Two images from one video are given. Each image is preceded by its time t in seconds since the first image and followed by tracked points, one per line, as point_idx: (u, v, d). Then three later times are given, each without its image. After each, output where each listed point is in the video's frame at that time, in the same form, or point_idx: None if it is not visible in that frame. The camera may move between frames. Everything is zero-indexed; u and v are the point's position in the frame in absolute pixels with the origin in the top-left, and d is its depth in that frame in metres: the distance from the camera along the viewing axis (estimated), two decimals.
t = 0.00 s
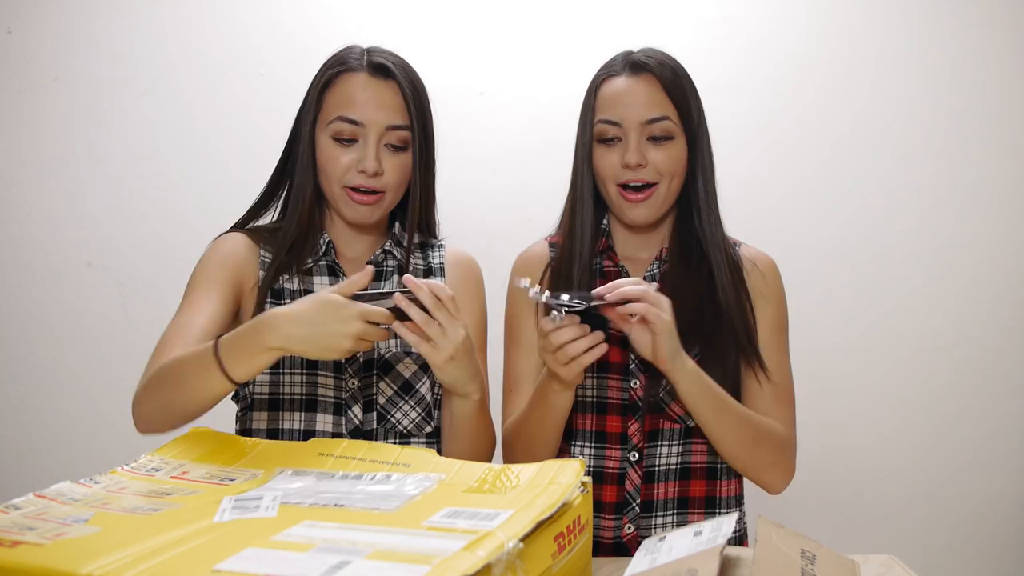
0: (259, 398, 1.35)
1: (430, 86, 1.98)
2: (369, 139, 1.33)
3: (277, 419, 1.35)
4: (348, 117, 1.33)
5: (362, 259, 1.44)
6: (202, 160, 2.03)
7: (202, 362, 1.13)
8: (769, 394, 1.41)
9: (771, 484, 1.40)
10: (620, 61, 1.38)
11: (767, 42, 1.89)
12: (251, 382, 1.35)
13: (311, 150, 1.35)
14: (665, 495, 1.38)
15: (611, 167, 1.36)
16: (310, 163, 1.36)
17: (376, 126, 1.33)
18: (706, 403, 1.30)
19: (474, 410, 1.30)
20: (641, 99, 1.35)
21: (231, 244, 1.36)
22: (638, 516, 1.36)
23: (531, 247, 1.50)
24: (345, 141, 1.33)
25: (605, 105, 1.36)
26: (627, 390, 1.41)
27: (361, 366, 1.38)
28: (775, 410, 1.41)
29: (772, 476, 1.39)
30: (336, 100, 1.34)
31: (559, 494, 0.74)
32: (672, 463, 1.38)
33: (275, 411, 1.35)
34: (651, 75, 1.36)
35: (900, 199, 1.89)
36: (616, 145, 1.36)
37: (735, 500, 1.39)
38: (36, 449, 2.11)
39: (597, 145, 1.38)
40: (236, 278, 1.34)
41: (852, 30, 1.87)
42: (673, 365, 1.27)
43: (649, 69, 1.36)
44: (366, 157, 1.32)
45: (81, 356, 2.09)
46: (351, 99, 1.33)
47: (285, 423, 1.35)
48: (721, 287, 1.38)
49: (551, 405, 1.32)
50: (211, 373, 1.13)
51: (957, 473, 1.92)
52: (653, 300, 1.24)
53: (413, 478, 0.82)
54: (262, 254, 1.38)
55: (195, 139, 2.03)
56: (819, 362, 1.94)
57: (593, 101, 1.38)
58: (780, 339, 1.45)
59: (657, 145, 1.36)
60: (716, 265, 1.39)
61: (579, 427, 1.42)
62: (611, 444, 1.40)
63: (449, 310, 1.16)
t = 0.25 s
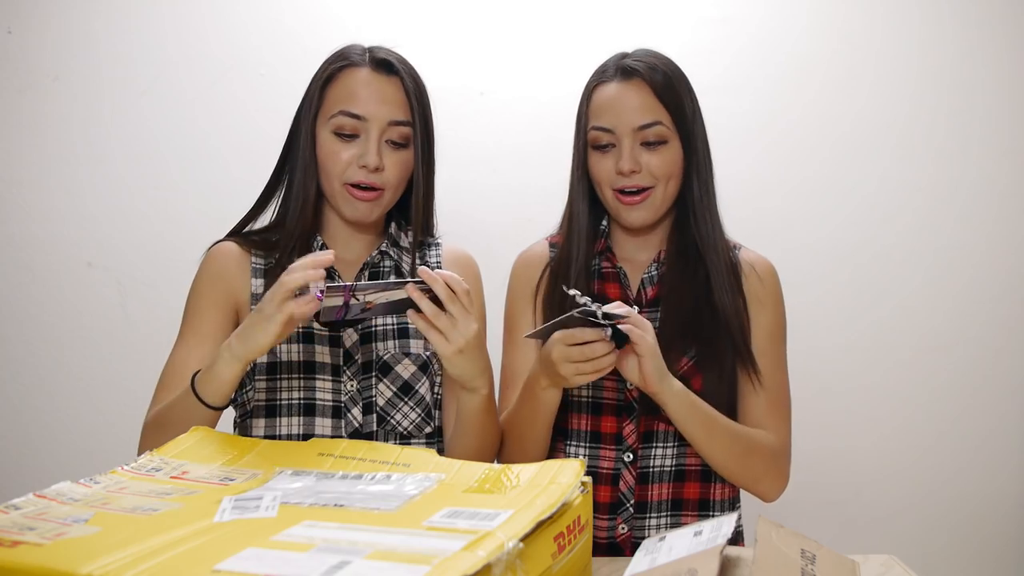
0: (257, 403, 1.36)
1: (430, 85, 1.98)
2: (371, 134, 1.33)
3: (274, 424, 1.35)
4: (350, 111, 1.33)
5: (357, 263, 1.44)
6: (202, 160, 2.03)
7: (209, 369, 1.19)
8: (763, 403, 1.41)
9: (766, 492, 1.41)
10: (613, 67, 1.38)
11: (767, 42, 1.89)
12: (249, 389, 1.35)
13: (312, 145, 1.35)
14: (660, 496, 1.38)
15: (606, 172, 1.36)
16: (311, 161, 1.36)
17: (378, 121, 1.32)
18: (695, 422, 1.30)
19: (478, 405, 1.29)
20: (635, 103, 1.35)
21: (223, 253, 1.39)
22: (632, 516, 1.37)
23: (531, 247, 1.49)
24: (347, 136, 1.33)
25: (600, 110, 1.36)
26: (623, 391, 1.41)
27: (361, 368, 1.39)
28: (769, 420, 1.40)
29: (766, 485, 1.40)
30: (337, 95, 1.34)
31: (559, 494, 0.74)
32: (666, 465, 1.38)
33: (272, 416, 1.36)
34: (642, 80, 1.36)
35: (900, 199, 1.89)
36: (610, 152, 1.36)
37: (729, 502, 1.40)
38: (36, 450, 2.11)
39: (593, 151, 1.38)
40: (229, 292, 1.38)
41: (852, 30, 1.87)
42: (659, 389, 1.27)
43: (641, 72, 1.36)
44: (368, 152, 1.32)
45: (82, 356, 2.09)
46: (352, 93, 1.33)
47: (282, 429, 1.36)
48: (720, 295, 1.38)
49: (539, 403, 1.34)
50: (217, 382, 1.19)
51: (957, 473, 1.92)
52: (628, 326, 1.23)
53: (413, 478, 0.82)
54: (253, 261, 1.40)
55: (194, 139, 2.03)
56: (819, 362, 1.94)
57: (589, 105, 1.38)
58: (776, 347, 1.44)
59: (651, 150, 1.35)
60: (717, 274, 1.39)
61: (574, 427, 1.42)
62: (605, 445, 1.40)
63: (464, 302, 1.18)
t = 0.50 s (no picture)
0: (255, 404, 1.36)
1: (430, 85, 1.98)
2: (365, 133, 1.32)
3: (270, 425, 1.36)
4: (345, 111, 1.33)
5: (355, 262, 1.44)
6: (202, 160, 2.03)
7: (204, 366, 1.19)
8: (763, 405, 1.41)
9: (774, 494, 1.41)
10: (608, 71, 1.37)
11: (767, 42, 1.89)
12: (247, 389, 1.36)
13: (308, 145, 1.35)
14: (658, 497, 1.38)
15: (603, 174, 1.36)
16: (307, 161, 1.36)
17: (373, 120, 1.32)
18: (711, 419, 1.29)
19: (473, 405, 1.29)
20: (631, 107, 1.35)
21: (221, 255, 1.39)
22: (630, 517, 1.38)
23: (532, 246, 1.50)
24: (341, 135, 1.33)
25: (596, 114, 1.36)
26: (622, 391, 1.41)
27: (357, 368, 1.39)
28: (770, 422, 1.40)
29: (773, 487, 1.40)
30: (331, 94, 1.34)
31: (559, 495, 0.74)
32: (665, 466, 1.38)
33: (269, 417, 1.36)
34: (638, 84, 1.35)
35: (900, 199, 1.89)
36: (608, 156, 1.36)
37: (728, 504, 1.39)
38: (36, 449, 2.11)
39: (591, 156, 1.38)
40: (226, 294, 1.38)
41: (852, 30, 1.87)
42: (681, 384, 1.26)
43: (637, 75, 1.35)
44: (362, 151, 1.32)
45: (82, 355, 2.09)
46: (347, 93, 1.33)
47: (280, 429, 1.36)
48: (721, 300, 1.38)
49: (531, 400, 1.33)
50: (213, 380, 1.19)
51: (957, 473, 1.92)
52: (653, 320, 1.22)
53: (413, 478, 0.82)
54: (252, 262, 1.40)
55: (195, 139, 2.03)
56: (819, 362, 1.94)
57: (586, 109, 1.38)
58: (776, 348, 1.44)
59: (649, 153, 1.35)
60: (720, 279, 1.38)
61: (573, 428, 1.42)
62: (605, 445, 1.40)
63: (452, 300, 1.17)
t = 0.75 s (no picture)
0: (253, 404, 1.36)
1: (431, 86, 1.98)
2: (364, 133, 1.32)
3: (270, 424, 1.36)
4: (344, 111, 1.32)
5: (356, 262, 1.44)
6: (202, 160, 2.03)
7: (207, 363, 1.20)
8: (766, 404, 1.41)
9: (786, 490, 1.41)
10: (607, 73, 1.37)
11: (767, 42, 1.89)
12: (247, 388, 1.36)
13: (308, 145, 1.35)
14: (662, 496, 1.38)
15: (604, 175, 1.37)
16: (306, 162, 1.36)
17: (371, 121, 1.32)
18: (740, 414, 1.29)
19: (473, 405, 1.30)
20: (631, 109, 1.35)
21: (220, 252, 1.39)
22: (634, 516, 1.37)
23: (534, 246, 1.50)
24: (340, 136, 1.33)
25: (596, 115, 1.36)
26: (625, 391, 1.40)
27: (356, 369, 1.39)
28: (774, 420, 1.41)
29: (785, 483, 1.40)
30: (330, 94, 1.34)
31: (559, 495, 0.74)
32: (669, 465, 1.38)
33: (268, 417, 1.36)
34: (637, 86, 1.35)
35: (900, 199, 1.89)
36: (609, 158, 1.36)
37: (730, 502, 1.40)
38: (36, 449, 2.11)
39: (591, 158, 1.38)
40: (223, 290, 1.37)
41: (852, 30, 1.87)
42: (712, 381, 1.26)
43: (636, 77, 1.35)
44: (360, 152, 1.31)
45: (81, 355, 2.09)
46: (346, 93, 1.33)
47: (279, 429, 1.36)
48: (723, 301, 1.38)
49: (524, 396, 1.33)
50: (215, 377, 1.20)
51: (958, 473, 1.92)
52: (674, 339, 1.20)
53: (412, 478, 0.82)
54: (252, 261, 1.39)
55: (195, 139, 2.03)
56: (818, 362, 1.94)
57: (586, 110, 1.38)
58: (779, 349, 1.44)
59: (649, 155, 1.35)
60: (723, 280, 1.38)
61: (576, 427, 1.42)
62: (608, 445, 1.40)
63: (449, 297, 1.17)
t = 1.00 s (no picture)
0: (252, 403, 1.36)
1: (431, 86, 1.98)
2: (361, 135, 1.32)
3: (270, 424, 1.36)
4: (341, 113, 1.32)
5: (355, 263, 1.44)
6: (202, 160, 2.03)
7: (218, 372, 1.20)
8: (762, 409, 1.42)
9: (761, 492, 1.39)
10: (610, 73, 1.37)
11: (767, 42, 1.89)
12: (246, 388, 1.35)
13: (305, 146, 1.35)
14: (667, 497, 1.38)
15: (604, 178, 1.37)
16: (304, 163, 1.36)
17: (368, 122, 1.32)
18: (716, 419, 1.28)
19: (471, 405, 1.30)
20: (633, 109, 1.35)
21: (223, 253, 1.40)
22: (639, 517, 1.37)
23: (535, 247, 1.50)
24: (338, 137, 1.33)
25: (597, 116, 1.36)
26: (630, 391, 1.41)
27: (356, 369, 1.39)
28: (770, 425, 1.41)
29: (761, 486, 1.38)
30: (329, 95, 1.34)
31: (559, 494, 0.74)
32: (673, 465, 1.39)
33: (268, 417, 1.36)
34: (640, 86, 1.35)
35: (900, 199, 1.89)
36: (611, 158, 1.36)
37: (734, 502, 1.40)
38: (36, 449, 2.11)
39: (593, 157, 1.38)
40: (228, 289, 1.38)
41: (852, 30, 1.87)
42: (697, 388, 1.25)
43: (639, 78, 1.35)
44: (358, 153, 1.31)
45: (81, 355, 2.09)
46: (344, 94, 1.33)
47: (278, 429, 1.36)
48: (727, 305, 1.37)
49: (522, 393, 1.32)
50: (226, 382, 1.20)
51: (958, 473, 1.92)
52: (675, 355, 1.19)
53: (413, 478, 0.82)
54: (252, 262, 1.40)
55: (195, 140, 2.03)
56: (818, 362, 1.94)
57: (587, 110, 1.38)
58: (778, 350, 1.45)
59: (652, 154, 1.35)
60: (727, 283, 1.38)
61: (581, 427, 1.42)
62: (613, 445, 1.40)
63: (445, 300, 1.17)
